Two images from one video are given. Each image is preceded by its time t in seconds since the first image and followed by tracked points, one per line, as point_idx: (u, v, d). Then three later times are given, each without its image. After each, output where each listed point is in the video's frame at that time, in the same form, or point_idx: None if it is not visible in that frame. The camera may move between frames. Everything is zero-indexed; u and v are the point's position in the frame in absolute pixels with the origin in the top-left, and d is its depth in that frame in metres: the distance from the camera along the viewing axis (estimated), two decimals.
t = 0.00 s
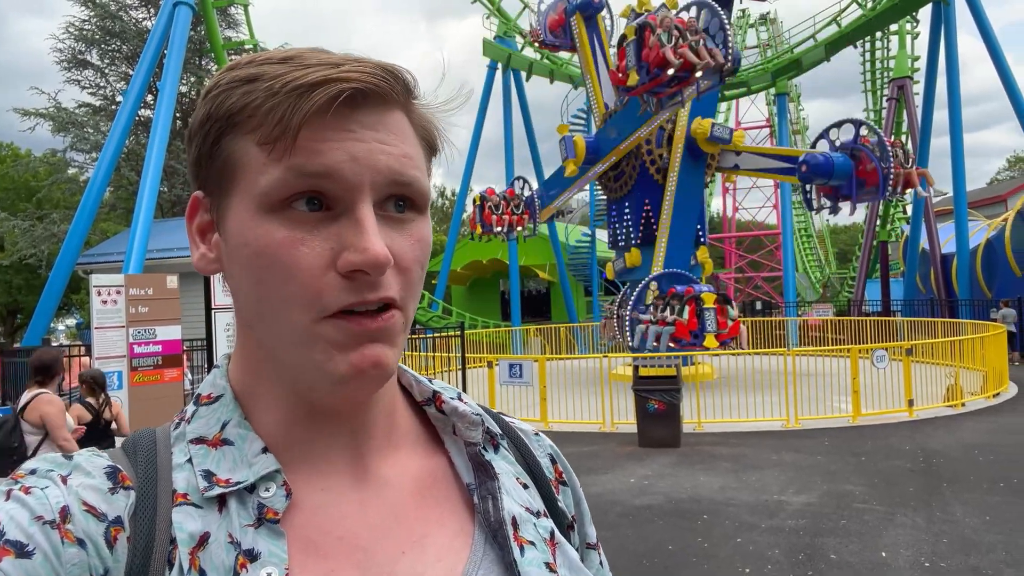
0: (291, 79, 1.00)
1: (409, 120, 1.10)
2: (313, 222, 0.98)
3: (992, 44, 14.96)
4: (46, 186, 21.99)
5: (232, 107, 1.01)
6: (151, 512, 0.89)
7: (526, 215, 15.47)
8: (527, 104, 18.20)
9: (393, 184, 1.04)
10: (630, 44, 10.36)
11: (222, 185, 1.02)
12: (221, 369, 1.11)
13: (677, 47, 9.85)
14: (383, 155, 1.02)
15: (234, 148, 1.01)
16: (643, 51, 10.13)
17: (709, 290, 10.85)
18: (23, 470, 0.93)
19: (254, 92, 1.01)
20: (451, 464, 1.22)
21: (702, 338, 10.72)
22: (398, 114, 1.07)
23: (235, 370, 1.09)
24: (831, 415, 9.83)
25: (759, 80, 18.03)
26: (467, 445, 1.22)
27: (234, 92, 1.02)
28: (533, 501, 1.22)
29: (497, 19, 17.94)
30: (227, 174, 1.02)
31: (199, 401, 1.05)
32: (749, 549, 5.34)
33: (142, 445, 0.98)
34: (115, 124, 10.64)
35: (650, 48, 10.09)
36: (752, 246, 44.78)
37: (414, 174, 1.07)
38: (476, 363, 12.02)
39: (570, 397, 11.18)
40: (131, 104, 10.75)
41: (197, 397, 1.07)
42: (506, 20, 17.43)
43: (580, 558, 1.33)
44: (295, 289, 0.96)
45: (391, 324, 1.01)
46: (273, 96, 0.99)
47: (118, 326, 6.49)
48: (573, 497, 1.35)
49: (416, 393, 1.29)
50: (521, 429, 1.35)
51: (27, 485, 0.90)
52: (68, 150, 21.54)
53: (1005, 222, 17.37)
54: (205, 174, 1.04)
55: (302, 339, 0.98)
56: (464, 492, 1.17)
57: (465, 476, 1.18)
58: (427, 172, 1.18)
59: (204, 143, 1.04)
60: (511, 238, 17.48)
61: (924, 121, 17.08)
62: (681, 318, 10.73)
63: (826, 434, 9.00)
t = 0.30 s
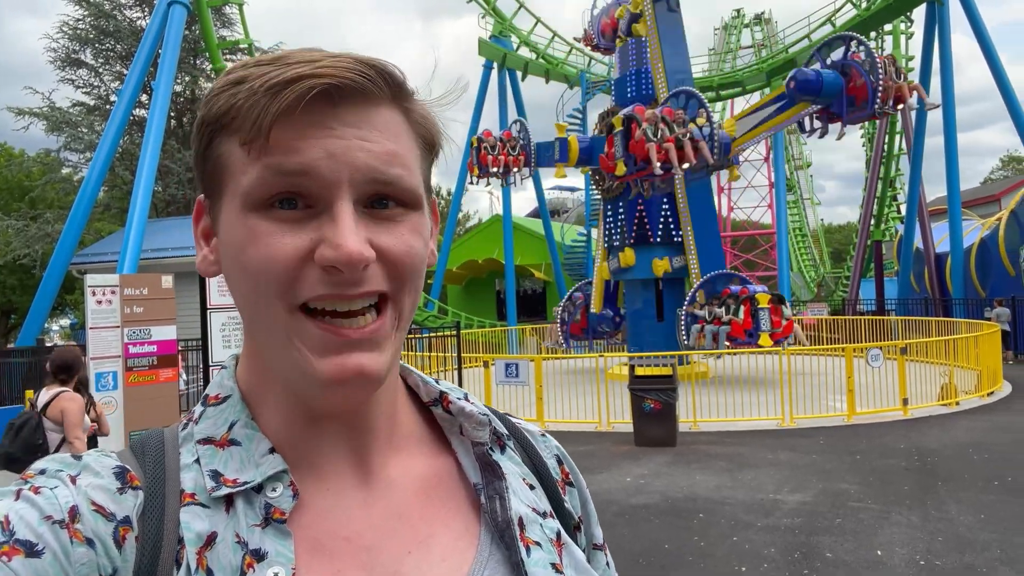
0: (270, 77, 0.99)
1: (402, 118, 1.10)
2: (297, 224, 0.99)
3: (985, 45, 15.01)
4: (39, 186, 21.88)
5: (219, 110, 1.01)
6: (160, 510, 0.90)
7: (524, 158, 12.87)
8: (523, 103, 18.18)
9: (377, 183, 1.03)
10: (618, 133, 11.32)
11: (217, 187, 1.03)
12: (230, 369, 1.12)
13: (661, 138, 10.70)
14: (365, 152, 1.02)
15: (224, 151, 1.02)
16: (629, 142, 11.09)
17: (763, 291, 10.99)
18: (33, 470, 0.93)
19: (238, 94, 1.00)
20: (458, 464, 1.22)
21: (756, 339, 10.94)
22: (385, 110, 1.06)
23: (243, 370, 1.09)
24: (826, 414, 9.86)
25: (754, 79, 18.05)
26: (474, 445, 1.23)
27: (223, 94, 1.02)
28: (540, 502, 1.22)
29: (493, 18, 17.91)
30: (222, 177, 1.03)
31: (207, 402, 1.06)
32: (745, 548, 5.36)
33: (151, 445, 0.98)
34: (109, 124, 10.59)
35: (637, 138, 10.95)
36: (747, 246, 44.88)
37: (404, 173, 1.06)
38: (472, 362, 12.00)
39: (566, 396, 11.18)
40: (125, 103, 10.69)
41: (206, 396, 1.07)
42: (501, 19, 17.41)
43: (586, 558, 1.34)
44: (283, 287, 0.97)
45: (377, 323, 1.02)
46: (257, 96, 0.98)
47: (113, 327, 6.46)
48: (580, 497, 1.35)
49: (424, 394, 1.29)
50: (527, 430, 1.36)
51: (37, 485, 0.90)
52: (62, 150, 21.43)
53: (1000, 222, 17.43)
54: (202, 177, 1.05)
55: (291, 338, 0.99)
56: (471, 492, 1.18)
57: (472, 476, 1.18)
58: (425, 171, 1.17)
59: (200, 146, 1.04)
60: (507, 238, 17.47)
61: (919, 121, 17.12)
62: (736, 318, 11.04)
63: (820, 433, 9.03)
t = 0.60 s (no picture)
0: (256, 92, 1.00)
1: (397, 125, 1.09)
2: (291, 239, 0.99)
3: (980, 46, 15.08)
4: (35, 187, 21.81)
5: (211, 126, 1.03)
6: (173, 515, 0.91)
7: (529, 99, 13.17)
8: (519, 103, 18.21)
9: (370, 195, 1.03)
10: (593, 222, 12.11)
11: (216, 199, 1.04)
12: (243, 373, 1.12)
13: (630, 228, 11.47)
14: (355, 165, 1.01)
15: (218, 167, 1.03)
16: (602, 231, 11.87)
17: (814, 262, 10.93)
18: (49, 474, 0.94)
19: (227, 109, 1.01)
20: (470, 471, 1.23)
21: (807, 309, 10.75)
22: (376, 117, 1.06)
23: (254, 375, 1.10)
24: (823, 414, 9.88)
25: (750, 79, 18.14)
26: (486, 450, 1.23)
27: (214, 109, 1.03)
28: (553, 506, 1.23)
29: (489, 19, 17.94)
30: (220, 190, 1.03)
31: (221, 406, 1.06)
32: (743, 548, 5.37)
33: (165, 450, 0.99)
34: (105, 125, 10.57)
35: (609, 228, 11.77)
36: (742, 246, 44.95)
37: (400, 183, 1.06)
38: (469, 363, 12.01)
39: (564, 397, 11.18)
40: (121, 104, 10.67)
41: (219, 402, 1.08)
42: (497, 20, 17.43)
43: (601, 562, 1.35)
44: (281, 299, 0.98)
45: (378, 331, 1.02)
46: (243, 112, 0.99)
47: (110, 329, 6.45)
48: (594, 501, 1.36)
49: (435, 397, 1.30)
50: (540, 434, 1.36)
51: (52, 488, 0.91)
52: (57, 151, 21.37)
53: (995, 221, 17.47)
54: (204, 189, 1.06)
55: (290, 348, 0.99)
56: (483, 497, 1.18)
57: (484, 481, 1.19)
58: (425, 177, 1.17)
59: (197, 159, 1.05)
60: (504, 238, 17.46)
61: (914, 121, 17.18)
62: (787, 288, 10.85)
63: (818, 433, 9.06)
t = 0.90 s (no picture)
0: (269, 92, 1.00)
1: (405, 126, 1.10)
2: (305, 241, 0.99)
3: (977, 47, 15.11)
4: (33, 189, 21.76)
5: (222, 126, 1.02)
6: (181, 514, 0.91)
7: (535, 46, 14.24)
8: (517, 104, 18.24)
9: (381, 198, 1.04)
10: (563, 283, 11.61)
11: (227, 200, 1.04)
12: (248, 372, 1.12)
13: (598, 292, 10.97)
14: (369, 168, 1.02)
15: (229, 169, 1.03)
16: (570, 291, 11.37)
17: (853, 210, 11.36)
18: (57, 473, 0.94)
19: (238, 111, 1.02)
20: (476, 468, 1.23)
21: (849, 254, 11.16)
22: (386, 119, 1.07)
23: (260, 374, 1.10)
24: (822, 414, 9.89)
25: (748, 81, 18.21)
26: (491, 447, 1.24)
27: (224, 110, 1.03)
28: (559, 502, 1.23)
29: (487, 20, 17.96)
30: (232, 191, 1.04)
31: (227, 405, 1.07)
32: (744, 548, 5.37)
33: (172, 449, 1.00)
34: (103, 127, 10.56)
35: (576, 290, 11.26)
36: (741, 247, 45.01)
37: (411, 186, 1.06)
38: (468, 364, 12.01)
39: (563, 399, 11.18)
40: (119, 106, 10.66)
41: (225, 401, 1.09)
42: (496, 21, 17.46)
43: (608, 558, 1.35)
44: (296, 302, 0.98)
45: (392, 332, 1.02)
46: (256, 114, 1.00)
47: (109, 330, 6.44)
48: (600, 497, 1.37)
49: (441, 395, 1.30)
50: (545, 430, 1.37)
51: (60, 489, 0.91)
52: (56, 153, 21.33)
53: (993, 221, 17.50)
54: (214, 189, 1.06)
55: (304, 351, 0.99)
56: (489, 495, 1.18)
57: (490, 479, 1.19)
58: (432, 176, 1.17)
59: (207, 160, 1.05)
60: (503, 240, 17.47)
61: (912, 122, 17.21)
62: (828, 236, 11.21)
63: (817, 433, 9.07)
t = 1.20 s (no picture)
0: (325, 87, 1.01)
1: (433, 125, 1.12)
2: (354, 233, 1.00)
3: (978, 49, 15.12)
4: (33, 192, 21.77)
5: (264, 115, 1.02)
6: (186, 509, 0.92)
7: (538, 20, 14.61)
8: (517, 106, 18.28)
9: (426, 194, 1.06)
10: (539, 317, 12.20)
11: (252, 190, 1.03)
12: (252, 368, 1.13)
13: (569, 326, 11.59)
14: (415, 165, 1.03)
15: (270, 159, 1.02)
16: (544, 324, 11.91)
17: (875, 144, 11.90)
18: (63, 469, 0.95)
19: (284, 101, 1.01)
20: (478, 463, 1.23)
21: (870, 188, 11.67)
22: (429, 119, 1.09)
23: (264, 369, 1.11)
24: (822, 415, 9.89)
25: (747, 83, 18.26)
26: (493, 443, 1.24)
27: (263, 98, 1.02)
28: (563, 496, 1.24)
29: (487, 23, 18.00)
30: (268, 178, 1.02)
31: (231, 401, 1.08)
32: (745, 549, 5.38)
33: (176, 444, 1.00)
34: (104, 130, 10.58)
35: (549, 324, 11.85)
36: (740, 248, 45.00)
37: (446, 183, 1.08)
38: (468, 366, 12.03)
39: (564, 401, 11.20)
40: (120, 109, 10.68)
41: (228, 397, 1.09)
42: (496, 24, 17.50)
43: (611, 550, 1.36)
44: (334, 297, 0.98)
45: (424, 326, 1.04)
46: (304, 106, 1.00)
47: (110, 333, 6.44)
48: (604, 489, 1.37)
49: (443, 389, 1.31)
50: (550, 423, 1.37)
51: (66, 484, 0.92)
52: (56, 156, 21.34)
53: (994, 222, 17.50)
54: (228, 181, 1.06)
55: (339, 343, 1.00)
56: (492, 490, 1.19)
57: (494, 474, 1.20)
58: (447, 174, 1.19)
59: (233, 150, 1.05)
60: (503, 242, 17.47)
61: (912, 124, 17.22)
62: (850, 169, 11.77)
63: (818, 435, 9.08)
